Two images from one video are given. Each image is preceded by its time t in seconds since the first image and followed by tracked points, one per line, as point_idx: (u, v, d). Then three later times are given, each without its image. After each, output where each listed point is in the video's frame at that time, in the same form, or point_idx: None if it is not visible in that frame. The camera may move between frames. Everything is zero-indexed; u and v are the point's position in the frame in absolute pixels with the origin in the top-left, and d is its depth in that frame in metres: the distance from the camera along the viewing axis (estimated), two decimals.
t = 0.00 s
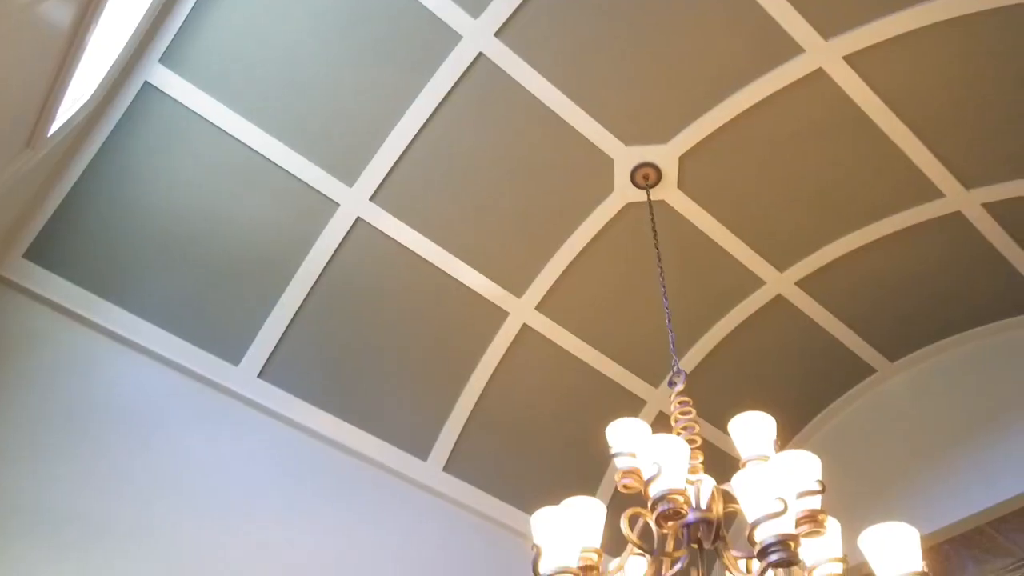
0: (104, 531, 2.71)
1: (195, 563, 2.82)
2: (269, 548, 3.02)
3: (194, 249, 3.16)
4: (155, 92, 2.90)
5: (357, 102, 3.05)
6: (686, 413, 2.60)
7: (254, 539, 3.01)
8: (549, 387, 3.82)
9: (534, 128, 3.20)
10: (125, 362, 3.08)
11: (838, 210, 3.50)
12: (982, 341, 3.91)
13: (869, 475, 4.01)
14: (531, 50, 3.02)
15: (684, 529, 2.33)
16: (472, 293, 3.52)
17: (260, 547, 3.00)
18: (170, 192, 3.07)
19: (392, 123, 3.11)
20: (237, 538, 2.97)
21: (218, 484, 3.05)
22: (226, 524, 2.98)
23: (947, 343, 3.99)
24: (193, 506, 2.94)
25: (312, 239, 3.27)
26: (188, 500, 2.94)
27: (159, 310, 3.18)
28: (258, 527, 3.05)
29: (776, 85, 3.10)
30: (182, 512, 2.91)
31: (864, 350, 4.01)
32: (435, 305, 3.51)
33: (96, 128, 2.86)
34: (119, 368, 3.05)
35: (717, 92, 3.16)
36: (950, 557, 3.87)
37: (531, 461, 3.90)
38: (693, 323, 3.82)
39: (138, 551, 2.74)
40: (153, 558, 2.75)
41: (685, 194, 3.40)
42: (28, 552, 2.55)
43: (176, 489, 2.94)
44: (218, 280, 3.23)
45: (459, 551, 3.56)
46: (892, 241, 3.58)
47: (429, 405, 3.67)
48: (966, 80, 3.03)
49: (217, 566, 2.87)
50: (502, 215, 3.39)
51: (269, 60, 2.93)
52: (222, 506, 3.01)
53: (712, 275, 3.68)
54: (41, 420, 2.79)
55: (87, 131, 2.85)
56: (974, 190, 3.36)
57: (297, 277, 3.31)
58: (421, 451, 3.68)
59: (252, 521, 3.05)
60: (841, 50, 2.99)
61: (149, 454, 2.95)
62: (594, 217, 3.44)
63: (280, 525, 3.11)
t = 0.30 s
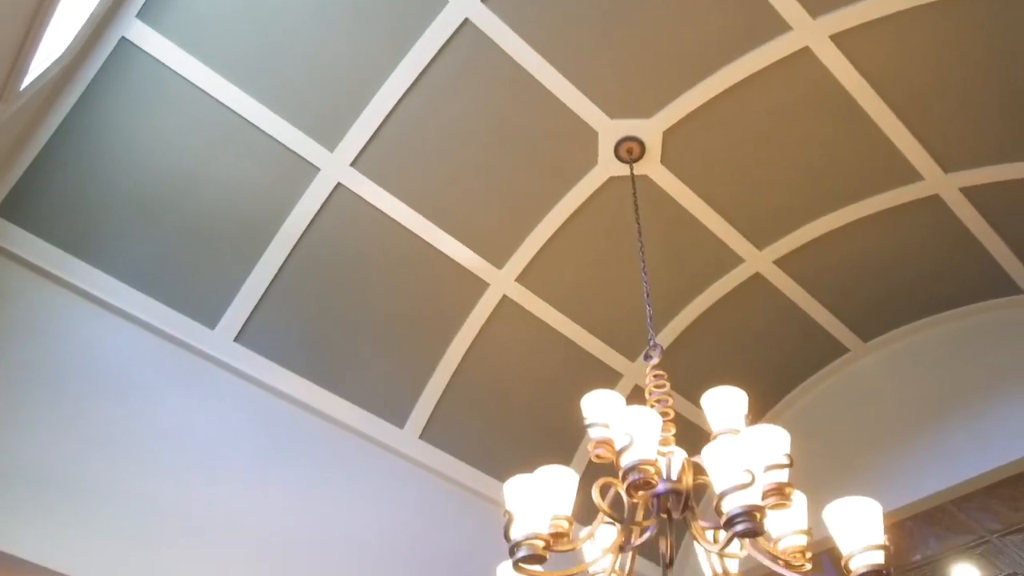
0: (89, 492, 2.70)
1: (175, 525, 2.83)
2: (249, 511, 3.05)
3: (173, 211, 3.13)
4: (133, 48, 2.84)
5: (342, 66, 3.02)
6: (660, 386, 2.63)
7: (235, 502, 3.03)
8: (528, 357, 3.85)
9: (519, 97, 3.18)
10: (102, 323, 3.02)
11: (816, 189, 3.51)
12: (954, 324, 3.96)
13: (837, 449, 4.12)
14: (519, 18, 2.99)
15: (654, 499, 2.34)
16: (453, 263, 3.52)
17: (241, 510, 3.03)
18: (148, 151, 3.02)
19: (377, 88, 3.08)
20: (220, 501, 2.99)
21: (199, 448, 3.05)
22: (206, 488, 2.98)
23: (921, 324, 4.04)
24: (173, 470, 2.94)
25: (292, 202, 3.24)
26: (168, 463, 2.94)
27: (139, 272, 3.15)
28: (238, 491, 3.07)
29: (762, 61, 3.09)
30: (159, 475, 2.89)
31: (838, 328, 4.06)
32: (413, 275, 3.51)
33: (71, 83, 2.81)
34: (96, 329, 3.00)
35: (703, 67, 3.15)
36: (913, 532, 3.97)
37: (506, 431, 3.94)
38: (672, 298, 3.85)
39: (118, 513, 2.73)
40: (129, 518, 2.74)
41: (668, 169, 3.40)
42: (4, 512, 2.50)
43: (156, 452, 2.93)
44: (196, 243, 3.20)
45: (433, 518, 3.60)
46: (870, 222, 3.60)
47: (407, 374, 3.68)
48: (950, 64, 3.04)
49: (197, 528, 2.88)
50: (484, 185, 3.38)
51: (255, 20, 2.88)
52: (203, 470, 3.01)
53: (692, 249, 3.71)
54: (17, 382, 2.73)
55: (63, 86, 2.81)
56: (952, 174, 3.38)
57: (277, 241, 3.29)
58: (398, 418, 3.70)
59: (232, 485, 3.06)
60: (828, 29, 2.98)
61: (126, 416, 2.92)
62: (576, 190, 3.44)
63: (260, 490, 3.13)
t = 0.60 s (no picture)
0: (66, 452, 2.69)
1: (153, 486, 2.83)
2: (229, 474, 3.06)
3: (152, 172, 3.09)
4: (112, 4, 2.79)
5: (327, 30, 2.98)
6: (638, 358, 2.65)
7: (215, 465, 3.04)
8: (509, 329, 3.86)
9: (506, 66, 3.15)
10: (78, 283, 2.99)
11: (800, 167, 3.52)
12: (930, 305, 4.02)
13: (811, 425, 4.19)
14: None
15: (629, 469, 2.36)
16: (436, 233, 3.51)
17: (220, 474, 3.03)
18: (127, 110, 2.97)
19: (362, 54, 3.04)
20: (200, 464, 3.00)
21: (178, 412, 3.04)
22: (184, 451, 2.98)
23: (898, 305, 4.09)
24: (151, 433, 2.93)
25: (274, 167, 3.21)
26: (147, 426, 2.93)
27: (117, 233, 3.11)
28: (217, 455, 3.07)
29: (751, 37, 3.08)
30: (135, 436, 2.88)
31: (816, 307, 4.10)
32: (395, 244, 3.50)
33: (47, 37, 2.76)
34: (72, 289, 2.96)
35: (691, 41, 3.13)
36: (881, 507, 4.05)
37: (485, 401, 3.96)
38: (653, 273, 3.87)
39: (96, 473, 2.73)
40: (105, 478, 2.73)
41: (654, 143, 3.40)
42: None
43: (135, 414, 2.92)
44: (175, 206, 3.17)
45: (410, 485, 3.63)
46: (852, 201, 3.63)
47: (387, 342, 3.68)
48: (937, 45, 3.04)
49: (176, 490, 2.88)
50: (468, 154, 3.36)
51: None
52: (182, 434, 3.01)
53: (675, 224, 3.72)
54: None
55: (38, 41, 2.75)
56: (934, 156, 3.40)
57: (257, 206, 3.26)
58: (378, 386, 3.71)
59: (211, 448, 3.06)
60: (817, 6, 2.97)
61: (103, 377, 2.90)
62: (562, 162, 3.43)
63: (240, 454, 3.13)
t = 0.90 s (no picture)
0: (41, 412, 2.67)
1: (131, 447, 2.82)
2: (208, 437, 3.05)
3: (130, 131, 3.03)
4: None
5: None
6: (618, 330, 2.66)
7: (195, 427, 3.03)
8: (491, 299, 3.86)
9: (492, 32, 3.11)
10: (54, 242, 2.95)
11: (785, 142, 3.52)
12: (908, 284, 4.06)
13: (787, 400, 4.24)
14: None
15: (606, 438, 2.39)
16: (419, 201, 3.49)
17: (200, 436, 3.03)
18: (104, 67, 2.91)
19: (346, 16, 2.99)
20: (179, 426, 2.99)
21: (156, 374, 3.02)
22: (163, 413, 2.97)
23: (875, 284, 4.14)
24: (129, 394, 2.91)
25: (254, 129, 3.16)
26: (125, 387, 2.91)
27: (94, 192, 3.06)
28: (197, 417, 3.06)
29: (740, 10, 3.06)
30: (111, 398, 2.86)
31: (796, 283, 4.14)
32: (378, 211, 3.47)
33: None
34: (47, 248, 2.92)
35: (680, 12, 3.11)
36: (853, 481, 4.14)
37: (465, 371, 3.98)
38: (636, 246, 3.88)
39: (73, 433, 2.71)
40: (81, 438, 2.72)
41: (640, 115, 3.38)
42: None
43: (112, 375, 2.90)
44: (154, 167, 3.12)
45: (390, 451, 3.65)
46: (836, 178, 3.64)
47: (368, 311, 3.67)
48: (925, 23, 3.03)
49: (155, 451, 2.88)
50: (453, 121, 3.33)
51: None
52: (160, 395, 2.99)
53: (658, 198, 3.72)
54: None
55: None
56: (918, 135, 3.42)
57: (238, 169, 3.21)
58: (359, 354, 3.71)
59: (190, 411, 3.05)
60: None
61: (79, 338, 2.88)
62: (548, 132, 3.41)
63: (219, 416, 3.12)
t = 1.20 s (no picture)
0: (16, 373, 2.64)
1: (108, 410, 2.80)
2: (186, 401, 3.04)
3: (106, 91, 2.97)
4: None
5: None
6: (597, 302, 2.66)
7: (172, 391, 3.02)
8: (473, 270, 3.86)
9: None
10: (28, 203, 2.90)
11: (770, 118, 3.52)
12: (887, 263, 4.11)
13: (764, 375, 4.30)
14: None
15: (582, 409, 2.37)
16: (401, 169, 3.47)
17: (177, 400, 3.01)
18: (79, 24, 2.84)
19: None
20: (156, 390, 2.97)
21: (132, 337, 2.99)
22: (140, 376, 2.95)
23: (854, 262, 4.18)
24: (105, 357, 2.89)
25: (234, 92, 3.11)
26: (100, 350, 2.88)
27: (70, 152, 3.01)
28: (174, 382, 3.04)
29: None
30: (87, 361, 2.83)
31: (776, 260, 4.17)
32: (361, 179, 3.45)
33: None
34: (21, 208, 2.87)
35: None
36: (826, 456, 4.21)
37: (445, 341, 3.98)
38: (619, 220, 3.88)
39: (49, 395, 2.69)
40: (57, 400, 2.70)
41: (626, 87, 3.36)
42: None
43: (88, 337, 2.87)
44: (131, 128, 3.06)
45: (369, 419, 3.67)
46: (819, 156, 3.65)
47: (349, 279, 3.66)
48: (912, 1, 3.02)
49: (133, 415, 2.86)
50: (436, 89, 3.29)
51: None
52: (137, 359, 2.97)
53: (642, 171, 3.71)
54: None
55: None
56: (901, 114, 3.42)
57: (217, 133, 3.16)
58: (339, 321, 3.70)
59: (167, 375, 3.03)
60: None
61: (55, 300, 2.84)
62: (532, 103, 3.38)
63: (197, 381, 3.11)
